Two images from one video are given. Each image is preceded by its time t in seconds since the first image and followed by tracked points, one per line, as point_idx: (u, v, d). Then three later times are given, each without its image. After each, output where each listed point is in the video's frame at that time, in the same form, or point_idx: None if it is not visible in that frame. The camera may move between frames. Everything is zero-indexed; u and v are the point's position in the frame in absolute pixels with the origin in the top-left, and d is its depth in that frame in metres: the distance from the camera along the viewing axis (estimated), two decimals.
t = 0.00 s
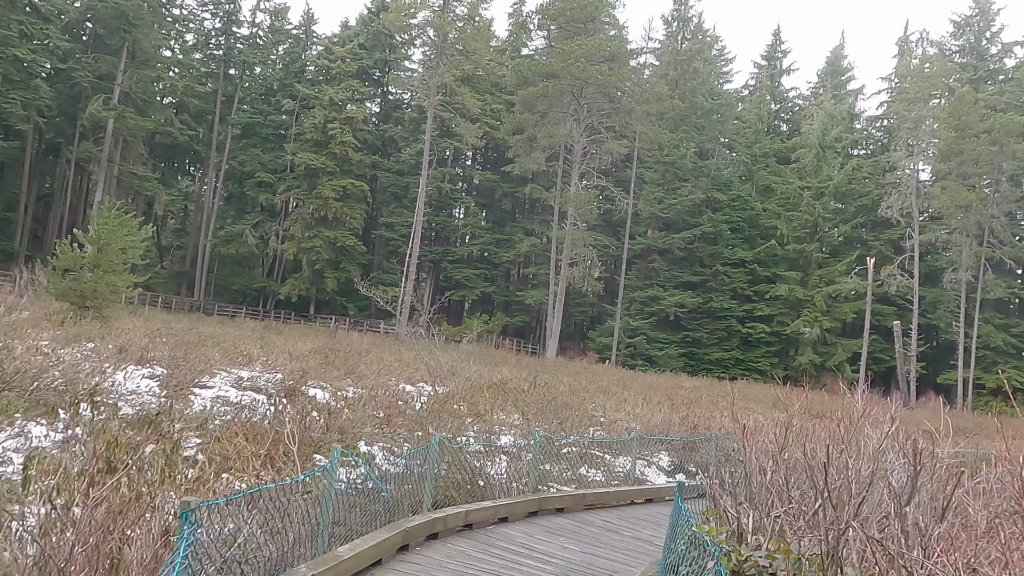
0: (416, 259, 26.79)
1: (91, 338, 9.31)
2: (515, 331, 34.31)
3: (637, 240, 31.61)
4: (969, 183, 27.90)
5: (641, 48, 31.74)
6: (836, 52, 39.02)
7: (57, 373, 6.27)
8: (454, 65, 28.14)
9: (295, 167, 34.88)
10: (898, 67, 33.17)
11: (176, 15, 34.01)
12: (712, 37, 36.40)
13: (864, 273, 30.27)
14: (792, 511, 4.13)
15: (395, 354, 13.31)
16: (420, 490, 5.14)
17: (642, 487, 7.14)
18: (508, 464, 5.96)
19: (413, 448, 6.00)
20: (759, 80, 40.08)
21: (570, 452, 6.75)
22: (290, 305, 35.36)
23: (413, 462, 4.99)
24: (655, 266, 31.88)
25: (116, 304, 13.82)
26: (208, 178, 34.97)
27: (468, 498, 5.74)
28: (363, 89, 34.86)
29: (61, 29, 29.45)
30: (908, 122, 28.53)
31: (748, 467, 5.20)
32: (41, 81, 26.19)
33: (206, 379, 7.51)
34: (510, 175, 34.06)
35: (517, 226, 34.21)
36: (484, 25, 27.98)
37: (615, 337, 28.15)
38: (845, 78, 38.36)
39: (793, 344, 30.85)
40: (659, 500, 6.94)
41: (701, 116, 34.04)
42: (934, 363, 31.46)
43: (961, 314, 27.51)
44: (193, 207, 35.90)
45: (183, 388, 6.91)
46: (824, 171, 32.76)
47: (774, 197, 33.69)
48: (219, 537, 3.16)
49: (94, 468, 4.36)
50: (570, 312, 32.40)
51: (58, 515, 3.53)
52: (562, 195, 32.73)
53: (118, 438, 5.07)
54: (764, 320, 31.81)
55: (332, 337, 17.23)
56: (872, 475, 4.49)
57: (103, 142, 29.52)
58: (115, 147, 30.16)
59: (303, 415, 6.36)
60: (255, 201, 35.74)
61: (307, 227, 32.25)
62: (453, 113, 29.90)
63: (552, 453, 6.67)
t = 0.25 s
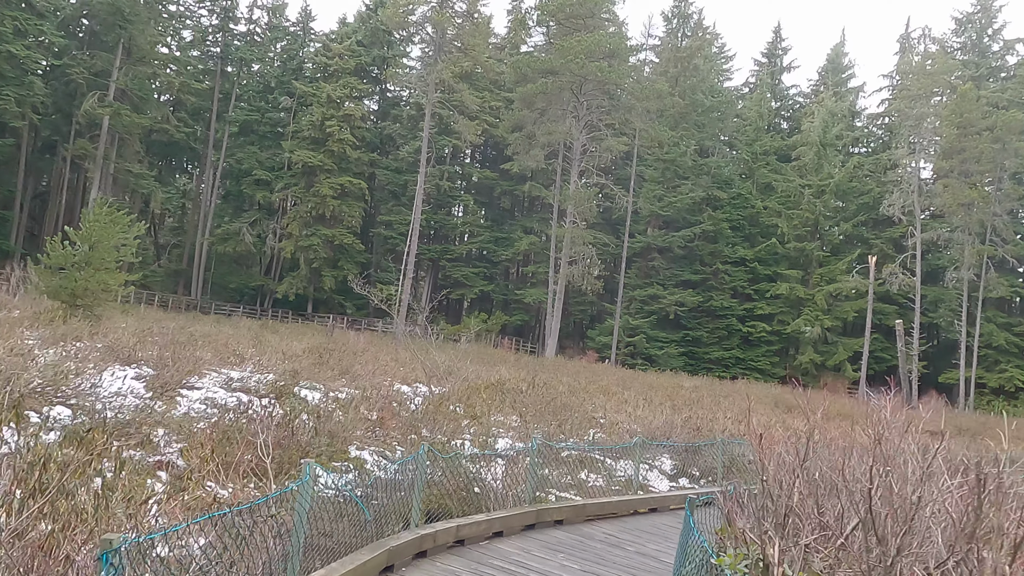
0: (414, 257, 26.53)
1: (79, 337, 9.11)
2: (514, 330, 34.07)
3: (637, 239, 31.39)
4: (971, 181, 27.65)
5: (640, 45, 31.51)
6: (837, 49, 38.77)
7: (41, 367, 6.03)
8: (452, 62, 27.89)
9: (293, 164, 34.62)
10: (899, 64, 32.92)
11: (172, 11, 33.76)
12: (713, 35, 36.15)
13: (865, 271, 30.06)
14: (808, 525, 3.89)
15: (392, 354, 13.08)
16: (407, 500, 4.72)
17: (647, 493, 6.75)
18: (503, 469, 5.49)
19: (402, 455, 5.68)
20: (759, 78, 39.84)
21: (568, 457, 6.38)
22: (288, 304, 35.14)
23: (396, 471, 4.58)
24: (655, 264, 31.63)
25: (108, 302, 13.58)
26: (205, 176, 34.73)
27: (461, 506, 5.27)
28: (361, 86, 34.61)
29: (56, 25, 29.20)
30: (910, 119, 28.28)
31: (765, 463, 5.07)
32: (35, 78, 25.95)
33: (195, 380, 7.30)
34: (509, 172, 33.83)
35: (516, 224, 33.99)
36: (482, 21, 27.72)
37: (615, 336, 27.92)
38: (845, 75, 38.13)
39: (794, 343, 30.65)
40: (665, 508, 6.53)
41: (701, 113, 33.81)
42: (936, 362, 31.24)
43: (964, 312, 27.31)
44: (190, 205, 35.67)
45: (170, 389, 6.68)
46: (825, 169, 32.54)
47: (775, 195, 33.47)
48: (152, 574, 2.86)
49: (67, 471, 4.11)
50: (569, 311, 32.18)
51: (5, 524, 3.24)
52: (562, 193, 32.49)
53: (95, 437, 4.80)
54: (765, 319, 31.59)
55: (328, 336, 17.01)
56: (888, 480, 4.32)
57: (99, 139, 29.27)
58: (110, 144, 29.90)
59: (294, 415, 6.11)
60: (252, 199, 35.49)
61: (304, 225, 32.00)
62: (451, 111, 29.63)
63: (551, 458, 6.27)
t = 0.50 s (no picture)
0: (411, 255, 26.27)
1: (67, 336, 8.88)
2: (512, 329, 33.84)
3: (636, 237, 31.17)
4: (973, 178, 27.45)
5: (640, 42, 31.29)
6: (837, 46, 38.55)
7: (21, 367, 5.80)
8: (450, 59, 27.65)
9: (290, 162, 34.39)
10: (900, 61, 32.71)
11: (168, 8, 33.48)
12: (712, 31, 35.94)
13: (866, 269, 29.86)
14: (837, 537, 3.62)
15: (388, 353, 12.86)
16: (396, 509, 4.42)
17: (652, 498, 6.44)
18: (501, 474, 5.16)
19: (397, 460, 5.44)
20: (759, 75, 39.62)
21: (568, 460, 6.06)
22: (285, 303, 34.91)
23: (384, 482, 4.29)
24: (655, 262, 31.40)
25: (99, 300, 13.35)
26: (201, 174, 34.50)
27: (457, 512, 4.96)
28: (358, 83, 34.37)
29: (51, 22, 28.95)
30: (911, 116, 28.08)
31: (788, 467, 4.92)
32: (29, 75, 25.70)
33: (183, 380, 7.09)
34: (508, 170, 33.61)
35: (515, 222, 33.78)
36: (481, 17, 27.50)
37: (614, 335, 27.72)
38: (846, 73, 37.90)
39: (794, 342, 30.47)
40: (673, 513, 6.20)
41: (701, 111, 33.58)
42: (938, 360, 31.05)
43: (966, 311, 27.13)
44: (186, 203, 35.41)
45: (156, 391, 6.47)
46: (826, 167, 32.36)
47: (775, 193, 33.27)
48: None
49: (39, 480, 3.88)
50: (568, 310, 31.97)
51: None
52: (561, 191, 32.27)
53: (72, 443, 4.57)
54: (765, 317, 31.40)
55: (324, 335, 16.78)
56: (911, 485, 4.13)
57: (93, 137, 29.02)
58: (105, 142, 29.65)
59: (284, 416, 5.87)
60: (249, 197, 35.24)
61: (301, 223, 31.76)
62: (450, 108, 29.38)
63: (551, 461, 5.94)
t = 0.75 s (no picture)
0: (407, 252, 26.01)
1: (52, 334, 8.64)
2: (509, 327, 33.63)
3: (634, 234, 30.95)
4: (972, 175, 27.29)
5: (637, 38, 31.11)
6: (835, 43, 38.37)
7: None
8: (447, 55, 27.42)
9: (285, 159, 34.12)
10: (898, 58, 32.55)
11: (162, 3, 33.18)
12: (710, 28, 35.74)
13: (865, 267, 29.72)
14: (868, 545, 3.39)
15: (383, 351, 12.64)
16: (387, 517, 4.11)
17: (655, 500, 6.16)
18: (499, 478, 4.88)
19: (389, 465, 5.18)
20: (757, 72, 39.45)
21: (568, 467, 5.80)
22: (280, 301, 34.65)
23: (373, 488, 4.03)
24: (652, 260, 31.20)
25: (89, 298, 13.10)
26: (195, 171, 34.21)
27: (454, 519, 4.67)
28: (353, 80, 34.11)
29: (42, 17, 28.63)
30: (910, 112, 27.92)
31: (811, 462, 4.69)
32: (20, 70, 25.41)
33: (170, 379, 6.86)
34: (505, 168, 33.40)
35: (512, 220, 33.57)
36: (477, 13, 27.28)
37: (611, 333, 27.53)
38: (844, 70, 37.73)
39: (792, 340, 30.31)
40: (682, 520, 5.89)
41: (699, 107, 33.39)
42: (936, 358, 30.92)
43: (965, 309, 26.99)
44: (180, 201, 35.12)
45: (142, 390, 6.25)
46: (825, 164, 32.21)
47: (773, 191, 33.11)
48: None
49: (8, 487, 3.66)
50: (565, 308, 31.77)
51: None
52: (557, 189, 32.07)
53: (44, 447, 4.36)
54: (763, 315, 31.24)
55: (317, 334, 16.55)
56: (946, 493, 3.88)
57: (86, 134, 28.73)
58: (98, 138, 29.36)
59: (275, 417, 5.66)
60: (244, 194, 34.97)
61: (296, 221, 31.50)
62: (446, 105, 29.15)
63: (551, 465, 5.72)
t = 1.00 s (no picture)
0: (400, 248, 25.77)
1: (33, 331, 8.40)
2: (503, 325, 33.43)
3: (629, 231, 30.78)
4: (968, 172, 27.17)
5: (632, 34, 30.92)
6: (831, 40, 38.25)
7: None
8: (440, 50, 27.16)
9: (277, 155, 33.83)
10: (894, 55, 32.45)
11: None
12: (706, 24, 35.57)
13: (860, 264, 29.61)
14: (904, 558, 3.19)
15: (375, 349, 12.42)
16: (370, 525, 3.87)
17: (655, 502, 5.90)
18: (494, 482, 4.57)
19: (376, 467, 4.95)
20: (752, 68, 39.31)
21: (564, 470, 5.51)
22: (272, 299, 34.38)
23: (353, 495, 3.82)
24: (647, 257, 31.01)
25: (75, 294, 12.85)
26: (187, 167, 33.89)
27: (443, 525, 4.41)
28: (346, 75, 33.84)
29: (31, 11, 28.26)
30: (906, 109, 27.80)
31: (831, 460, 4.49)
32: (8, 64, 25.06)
33: (152, 378, 6.64)
34: (499, 164, 33.19)
35: (506, 217, 33.37)
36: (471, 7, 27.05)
37: (606, 331, 27.36)
38: (839, 66, 37.62)
39: (787, 337, 30.19)
40: (684, 525, 5.70)
41: (694, 104, 33.20)
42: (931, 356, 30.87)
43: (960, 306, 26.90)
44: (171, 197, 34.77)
45: (122, 390, 6.03)
46: (820, 161, 32.09)
47: (768, 187, 32.99)
48: None
49: None
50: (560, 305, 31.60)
51: None
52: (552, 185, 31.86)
53: (11, 451, 4.16)
54: (758, 313, 31.12)
55: (308, 331, 16.31)
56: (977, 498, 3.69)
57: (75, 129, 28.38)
58: (87, 134, 29.01)
59: (258, 418, 5.46)
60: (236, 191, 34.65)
61: (288, 217, 31.21)
62: (439, 100, 28.90)
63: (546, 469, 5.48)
